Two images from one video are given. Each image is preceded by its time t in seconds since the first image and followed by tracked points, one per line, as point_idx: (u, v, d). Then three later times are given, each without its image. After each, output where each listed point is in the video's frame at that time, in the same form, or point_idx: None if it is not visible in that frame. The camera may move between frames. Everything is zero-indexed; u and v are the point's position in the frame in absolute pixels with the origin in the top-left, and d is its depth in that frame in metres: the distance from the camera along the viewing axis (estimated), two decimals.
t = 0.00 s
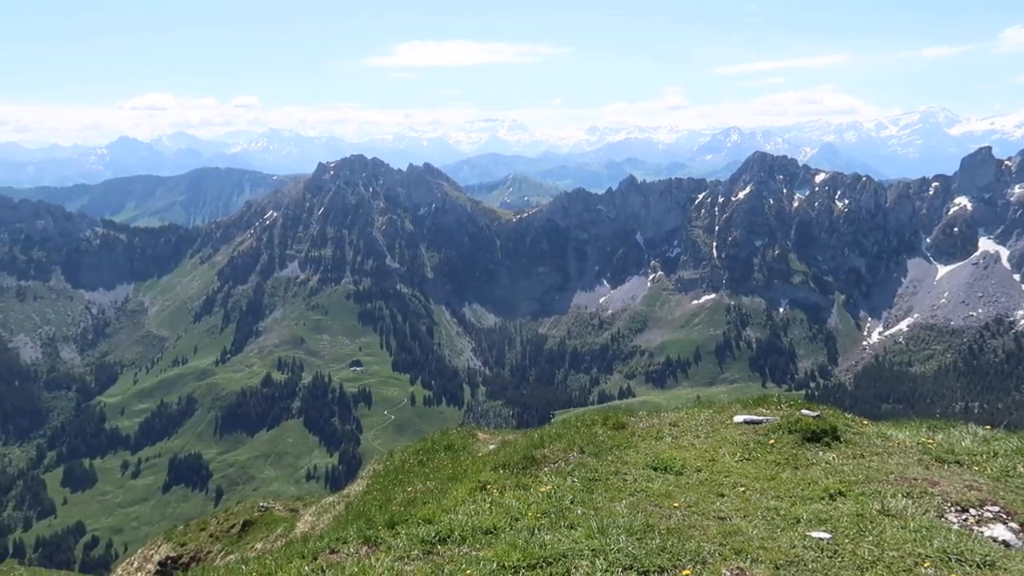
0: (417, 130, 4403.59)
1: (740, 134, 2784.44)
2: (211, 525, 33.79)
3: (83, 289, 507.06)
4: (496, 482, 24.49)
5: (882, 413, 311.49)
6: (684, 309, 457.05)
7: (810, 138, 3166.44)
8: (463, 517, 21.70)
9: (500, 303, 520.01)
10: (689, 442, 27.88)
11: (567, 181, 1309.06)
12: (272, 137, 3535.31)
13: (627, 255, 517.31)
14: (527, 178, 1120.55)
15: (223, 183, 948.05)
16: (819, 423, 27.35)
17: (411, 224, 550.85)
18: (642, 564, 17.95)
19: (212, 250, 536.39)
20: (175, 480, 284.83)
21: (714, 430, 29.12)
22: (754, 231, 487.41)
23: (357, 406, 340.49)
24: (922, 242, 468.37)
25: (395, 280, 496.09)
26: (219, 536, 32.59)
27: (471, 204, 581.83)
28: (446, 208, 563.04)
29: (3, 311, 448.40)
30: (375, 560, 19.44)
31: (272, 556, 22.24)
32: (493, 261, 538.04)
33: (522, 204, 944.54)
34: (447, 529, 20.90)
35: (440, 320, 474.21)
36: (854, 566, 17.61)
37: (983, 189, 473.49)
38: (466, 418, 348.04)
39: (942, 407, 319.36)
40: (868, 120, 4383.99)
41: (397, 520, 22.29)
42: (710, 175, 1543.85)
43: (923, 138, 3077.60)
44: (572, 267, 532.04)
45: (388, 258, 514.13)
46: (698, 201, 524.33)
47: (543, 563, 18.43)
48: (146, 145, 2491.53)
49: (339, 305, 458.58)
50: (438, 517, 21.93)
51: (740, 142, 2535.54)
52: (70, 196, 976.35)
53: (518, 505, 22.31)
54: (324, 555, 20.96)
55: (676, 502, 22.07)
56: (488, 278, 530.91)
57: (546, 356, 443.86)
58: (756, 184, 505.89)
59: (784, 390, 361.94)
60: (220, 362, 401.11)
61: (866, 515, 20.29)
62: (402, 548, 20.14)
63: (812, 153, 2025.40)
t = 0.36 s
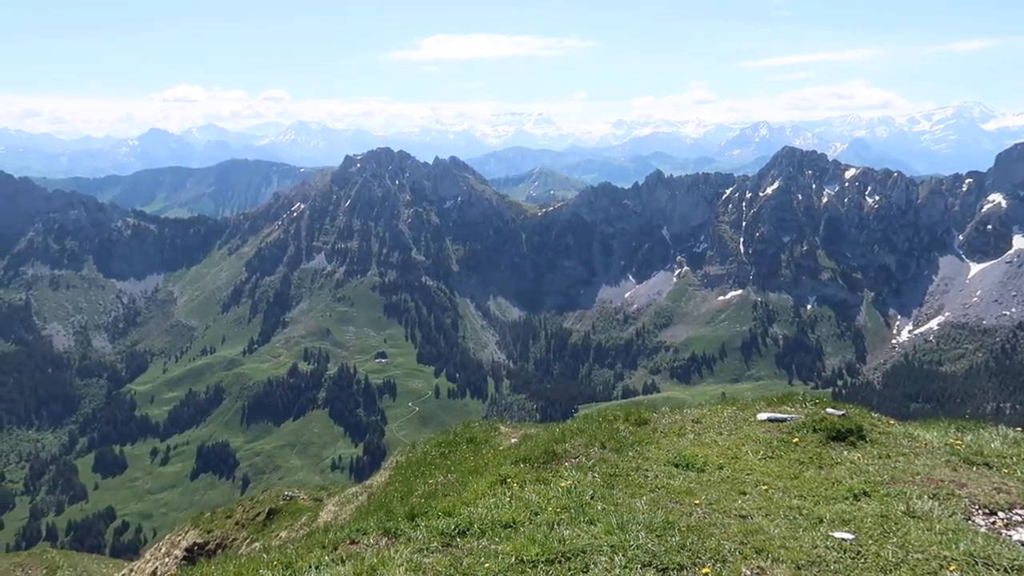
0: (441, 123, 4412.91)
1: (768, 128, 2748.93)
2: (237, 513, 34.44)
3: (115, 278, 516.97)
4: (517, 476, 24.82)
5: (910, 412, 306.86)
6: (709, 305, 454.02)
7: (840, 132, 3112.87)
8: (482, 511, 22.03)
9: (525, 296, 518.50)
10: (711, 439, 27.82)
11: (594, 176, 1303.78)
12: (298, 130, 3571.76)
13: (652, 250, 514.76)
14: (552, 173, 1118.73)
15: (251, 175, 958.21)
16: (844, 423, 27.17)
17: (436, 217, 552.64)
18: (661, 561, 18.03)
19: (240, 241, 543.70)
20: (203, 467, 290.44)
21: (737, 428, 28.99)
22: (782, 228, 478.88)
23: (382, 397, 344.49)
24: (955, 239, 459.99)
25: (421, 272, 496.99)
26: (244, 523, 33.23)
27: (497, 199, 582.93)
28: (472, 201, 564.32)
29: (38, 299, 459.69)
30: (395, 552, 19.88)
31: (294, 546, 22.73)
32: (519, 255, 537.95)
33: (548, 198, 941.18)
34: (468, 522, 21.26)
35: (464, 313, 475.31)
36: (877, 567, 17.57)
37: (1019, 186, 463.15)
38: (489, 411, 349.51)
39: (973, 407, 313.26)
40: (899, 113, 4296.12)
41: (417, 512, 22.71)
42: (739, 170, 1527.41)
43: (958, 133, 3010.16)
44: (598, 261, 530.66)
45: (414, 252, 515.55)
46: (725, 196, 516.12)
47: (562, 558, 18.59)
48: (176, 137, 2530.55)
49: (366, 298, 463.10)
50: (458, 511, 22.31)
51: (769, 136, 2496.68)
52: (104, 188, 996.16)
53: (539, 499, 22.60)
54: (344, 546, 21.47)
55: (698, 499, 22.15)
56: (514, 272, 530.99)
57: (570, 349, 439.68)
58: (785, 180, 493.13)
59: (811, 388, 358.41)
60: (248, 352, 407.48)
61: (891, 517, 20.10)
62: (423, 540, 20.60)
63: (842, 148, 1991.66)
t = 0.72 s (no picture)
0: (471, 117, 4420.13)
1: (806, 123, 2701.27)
2: (273, 500, 34.93)
3: (159, 269, 528.11)
4: (549, 470, 25.12)
5: (955, 414, 300.09)
6: (747, 302, 448.83)
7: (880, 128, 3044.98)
8: (513, 505, 22.27)
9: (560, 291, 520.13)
10: (745, 438, 27.58)
11: (631, 170, 1295.10)
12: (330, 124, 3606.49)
13: (689, 245, 510.40)
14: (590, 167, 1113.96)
15: (290, 167, 968.10)
16: (883, 424, 26.76)
17: (472, 211, 552.75)
18: (693, 560, 17.93)
19: (279, 233, 550.79)
20: (241, 455, 295.95)
21: (772, 427, 28.66)
22: (823, 224, 467.16)
23: (417, 390, 347.60)
24: (1003, 237, 449.39)
25: (456, 266, 497.84)
26: (281, 511, 33.75)
27: (534, 192, 582.15)
28: (508, 195, 562.79)
29: (84, 289, 471.32)
30: (427, 543, 20.33)
31: (327, 536, 23.15)
32: (554, 249, 536.37)
33: (584, 191, 937.31)
34: (499, 517, 21.45)
35: (499, 308, 475.33)
36: (916, 572, 17.25)
37: None
38: (524, 405, 350.07)
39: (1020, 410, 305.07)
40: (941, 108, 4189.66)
41: (448, 505, 22.97)
42: (779, 166, 1504.21)
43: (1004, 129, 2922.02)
44: (634, 257, 528.43)
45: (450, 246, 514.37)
46: (765, 191, 504.95)
47: (592, 554, 18.62)
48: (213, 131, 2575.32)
49: (401, 291, 466.71)
50: (489, 504, 22.63)
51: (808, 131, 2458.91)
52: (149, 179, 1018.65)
53: (570, 494, 22.74)
54: (376, 536, 21.88)
55: (729, 498, 22.00)
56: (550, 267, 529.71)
57: (606, 345, 444.56)
58: (827, 175, 478.83)
59: (851, 388, 352.58)
60: (286, 343, 414.36)
61: (930, 520, 19.77)
62: (454, 534, 20.88)
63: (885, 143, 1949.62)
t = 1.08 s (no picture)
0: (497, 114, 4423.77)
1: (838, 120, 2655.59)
2: (304, 494, 35.43)
3: (193, 263, 533.11)
4: (576, 468, 25.09)
5: (992, 416, 293.38)
6: (779, 300, 443.12)
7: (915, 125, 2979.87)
8: (539, 502, 22.29)
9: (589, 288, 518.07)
10: (775, 438, 27.28)
11: (663, 167, 1285.07)
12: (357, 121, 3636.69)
13: (721, 243, 505.43)
14: (621, 164, 1108.31)
15: (322, 163, 976.24)
16: (918, 427, 26.27)
17: (502, 208, 552.67)
18: (720, 561, 17.79)
19: (311, 230, 557.56)
20: (272, 449, 299.88)
21: (804, 427, 28.30)
22: (857, 222, 463.28)
23: (446, 386, 349.10)
24: None
25: (485, 263, 498.65)
26: (310, 504, 34.17)
27: (564, 189, 581.15)
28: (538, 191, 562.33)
29: (121, 283, 479.83)
30: (453, 538, 20.46)
31: (355, 529, 23.36)
32: (584, 246, 534.55)
33: (615, 189, 933.47)
34: (525, 514, 21.50)
35: (528, 304, 474.46)
36: None
37: None
38: (553, 403, 349.56)
39: None
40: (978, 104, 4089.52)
41: (475, 500, 23.10)
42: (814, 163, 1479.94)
43: None
44: (664, 255, 524.78)
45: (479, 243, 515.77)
46: (798, 189, 505.08)
47: (618, 552, 18.58)
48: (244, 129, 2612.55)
49: (431, 287, 468.85)
50: (515, 500, 22.68)
51: (841, 129, 2418.31)
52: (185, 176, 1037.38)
53: (597, 492, 22.72)
54: (403, 530, 22.08)
55: (759, 499, 21.79)
56: (579, 263, 527.99)
57: (635, 343, 441.92)
58: (862, 171, 476.62)
59: (886, 389, 346.23)
60: (316, 337, 419.08)
61: (966, 525, 19.36)
62: (478, 530, 20.97)
63: (923, 141, 1909.10)
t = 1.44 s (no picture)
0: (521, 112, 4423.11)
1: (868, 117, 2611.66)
2: (332, 489, 35.84)
3: (225, 260, 538.71)
4: (603, 466, 25.09)
5: None
6: (810, 300, 437.38)
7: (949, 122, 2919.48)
8: (566, 499, 22.31)
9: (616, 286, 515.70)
10: (805, 438, 27.09)
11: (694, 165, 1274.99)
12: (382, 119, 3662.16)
13: (750, 242, 500.42)
14: (651, 162, 1100.65)
15: (352, 161, 983.75)
16: (953, 429, 25.85)
17: (530, 206, 552.28)
18: (749, 561, 17.68)
19: (341, 228, 563.16)
20: (301, 444, 303.53)
21: (834, 427, 28.05)
22: (890, 221, 456.84)
23: (473, 383, 350.11)
24: None
25: (513, 261, 499.14)
26: (338, 499, 34.57)
27: (592, 187, 579.48)
28: (565, 189, 561.56)
29: (155, 279, 487.42)
30: (479, 534, 20.55)
31: (383, 524, 23.60)
32: (611, 244, 532.65)
33: (645, 187, 927.46)
34: (552, 511, 21.54)
35: (556, 302, 473.24)
36: None
37: None
38: (580, 401, 348.82)
39: None
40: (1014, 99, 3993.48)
41: (501, 498, 23.21)
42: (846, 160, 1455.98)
43: None
44: (693, 253, 521.15)
45: (507, 241, 517.34)
46: (829, 187, 497.50)
47: (645, 552, 18.54)
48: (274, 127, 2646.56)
49: (458, 284, 470.59)
50: (542, 498, 22.74)
51: (872, 125, 2378.93)
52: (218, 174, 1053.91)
53: (624, 491, 22.68)
54: (430, 526, 22.23)
55: (788, 500, 21.60)
56: (607, 262, 526.19)
57: (662, 343, 440.20)
58: (896, 169, 469.27)
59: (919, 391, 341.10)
60: (345, 334, 423.30)
61: (1001, 531, 19.02)
62: (506, 526, 21.05)
63: (959, 139, 1870.10)
